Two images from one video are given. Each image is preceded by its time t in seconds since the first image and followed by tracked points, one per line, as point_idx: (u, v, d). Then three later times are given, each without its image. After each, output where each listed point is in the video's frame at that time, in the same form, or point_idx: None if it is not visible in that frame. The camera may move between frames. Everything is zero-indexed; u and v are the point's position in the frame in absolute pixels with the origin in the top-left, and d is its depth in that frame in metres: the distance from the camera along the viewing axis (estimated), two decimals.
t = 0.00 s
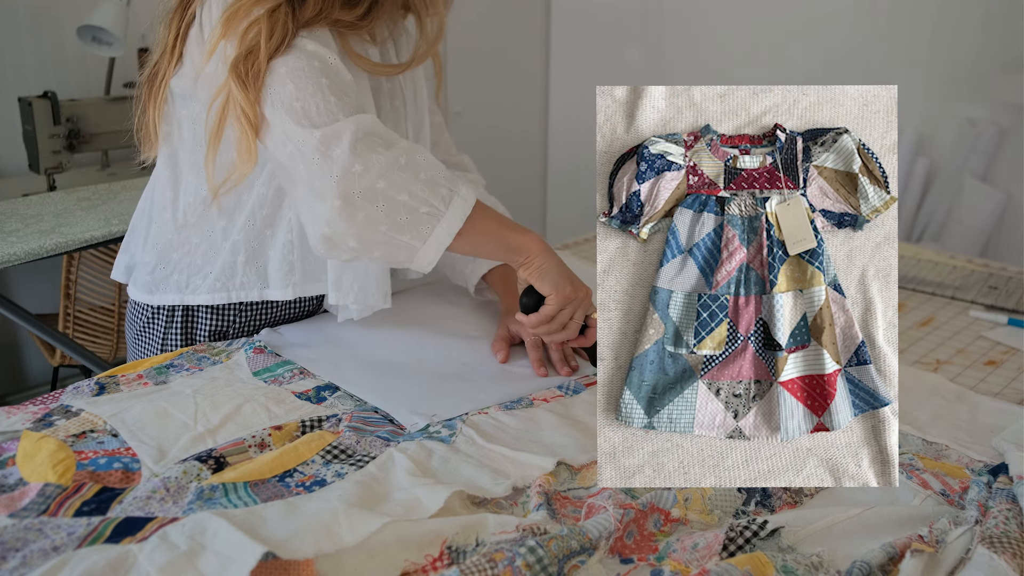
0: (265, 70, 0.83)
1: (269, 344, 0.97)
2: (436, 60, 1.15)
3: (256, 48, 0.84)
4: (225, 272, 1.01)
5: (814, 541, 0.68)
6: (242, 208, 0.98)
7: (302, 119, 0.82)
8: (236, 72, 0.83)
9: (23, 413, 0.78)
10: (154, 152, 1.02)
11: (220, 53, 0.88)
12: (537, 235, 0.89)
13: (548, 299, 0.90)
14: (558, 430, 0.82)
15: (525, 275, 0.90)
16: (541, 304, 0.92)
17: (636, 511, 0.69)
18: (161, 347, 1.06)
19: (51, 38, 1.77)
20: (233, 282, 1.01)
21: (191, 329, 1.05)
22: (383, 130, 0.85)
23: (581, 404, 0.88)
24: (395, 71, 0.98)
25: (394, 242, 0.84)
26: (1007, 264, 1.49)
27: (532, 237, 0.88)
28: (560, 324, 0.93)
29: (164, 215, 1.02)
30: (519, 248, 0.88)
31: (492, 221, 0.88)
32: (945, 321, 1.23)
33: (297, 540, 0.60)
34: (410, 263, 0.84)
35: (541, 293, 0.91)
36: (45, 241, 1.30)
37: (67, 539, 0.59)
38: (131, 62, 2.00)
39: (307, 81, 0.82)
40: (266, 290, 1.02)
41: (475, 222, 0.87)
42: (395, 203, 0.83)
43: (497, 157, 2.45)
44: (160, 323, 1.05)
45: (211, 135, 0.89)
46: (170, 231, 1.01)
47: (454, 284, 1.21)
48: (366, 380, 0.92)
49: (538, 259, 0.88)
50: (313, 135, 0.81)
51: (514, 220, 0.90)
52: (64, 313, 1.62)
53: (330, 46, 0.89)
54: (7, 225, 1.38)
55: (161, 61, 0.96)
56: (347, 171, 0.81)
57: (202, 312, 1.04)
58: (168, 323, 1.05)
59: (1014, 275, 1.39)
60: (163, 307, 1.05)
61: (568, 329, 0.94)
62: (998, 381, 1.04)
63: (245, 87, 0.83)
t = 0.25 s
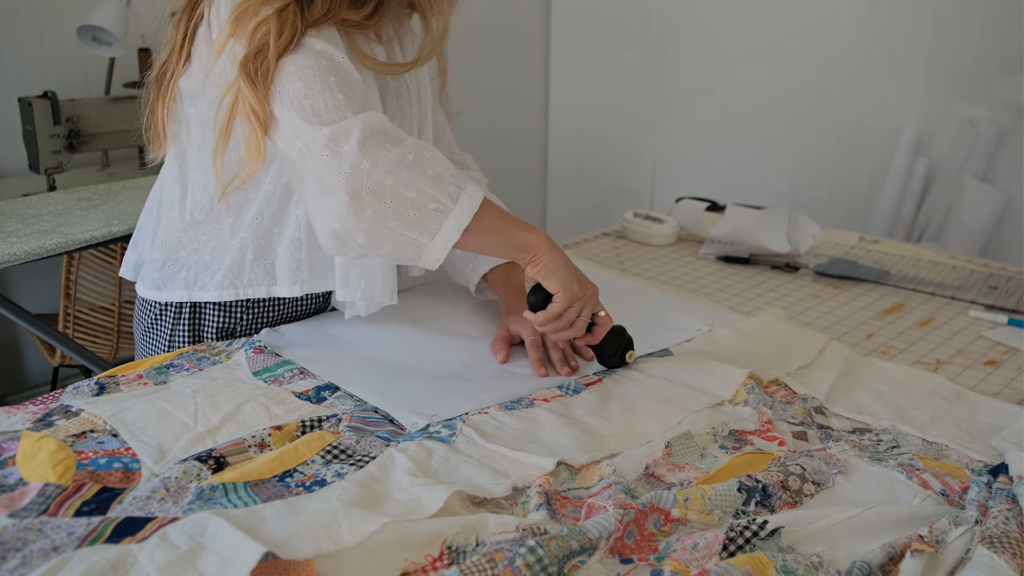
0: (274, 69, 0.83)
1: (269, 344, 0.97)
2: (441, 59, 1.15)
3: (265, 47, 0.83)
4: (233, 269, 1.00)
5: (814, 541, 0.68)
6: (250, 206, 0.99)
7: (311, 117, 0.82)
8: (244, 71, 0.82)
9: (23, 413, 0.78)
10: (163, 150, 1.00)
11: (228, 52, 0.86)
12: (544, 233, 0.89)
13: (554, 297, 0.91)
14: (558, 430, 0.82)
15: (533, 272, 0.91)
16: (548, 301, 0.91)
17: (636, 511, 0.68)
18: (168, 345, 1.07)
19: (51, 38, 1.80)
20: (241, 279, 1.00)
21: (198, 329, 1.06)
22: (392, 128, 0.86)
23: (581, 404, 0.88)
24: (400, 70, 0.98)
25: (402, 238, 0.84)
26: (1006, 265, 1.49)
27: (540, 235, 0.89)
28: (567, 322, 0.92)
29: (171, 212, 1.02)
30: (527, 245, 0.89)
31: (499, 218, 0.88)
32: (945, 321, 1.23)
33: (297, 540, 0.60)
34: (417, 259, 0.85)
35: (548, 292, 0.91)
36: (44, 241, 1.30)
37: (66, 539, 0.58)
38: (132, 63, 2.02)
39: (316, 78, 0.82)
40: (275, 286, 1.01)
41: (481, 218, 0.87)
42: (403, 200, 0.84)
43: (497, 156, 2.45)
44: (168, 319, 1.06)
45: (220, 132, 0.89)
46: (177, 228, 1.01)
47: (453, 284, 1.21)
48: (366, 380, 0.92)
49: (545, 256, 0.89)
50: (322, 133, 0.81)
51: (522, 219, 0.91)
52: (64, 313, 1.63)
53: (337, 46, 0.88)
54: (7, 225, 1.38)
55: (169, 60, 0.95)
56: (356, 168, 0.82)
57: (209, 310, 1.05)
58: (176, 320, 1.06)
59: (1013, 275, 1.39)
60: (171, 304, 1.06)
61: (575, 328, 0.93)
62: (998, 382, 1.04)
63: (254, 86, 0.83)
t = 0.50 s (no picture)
0: (280, 64, 0.83)
1: (269, 344, 0.97)
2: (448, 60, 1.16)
3: (271, 42, 0.83)
4: (240, 267, 1.00)
5: (814, 541, 0.68)
6: (256, 204, 0.99)
7: (315, 112, 0.82)
8: (250, 66, 0.83)
9: (23, 413, 0.78)
10: (171, 150, 1.00)
11: (234, 48, 0.87)
12: (544, 235, 0.89)
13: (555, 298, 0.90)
14: (558, 430, 0.82)
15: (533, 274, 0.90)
16: (549, 303, 0.91)
17: (636, 511, 0.68)
18: (175, 343, 1.07)
19: (50, 38, 1.80)
20: (248, 277, 1.01)
21: (204, 326, 1.06)
22: (395, 125, 0.86)
23: (581, 404, 0.88)
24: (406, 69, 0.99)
25: (403, 235, 0.85)
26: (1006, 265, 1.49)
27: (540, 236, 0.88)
28: (569, 323, 0.91)
29: (178, 210, 1.02)
30: (527, 246, 0.89)
31: (500, 218, 0.88)
32: (945, 321, 1.23)
33: (297, 540, 0.60)
34: (418, 256, 0.86)
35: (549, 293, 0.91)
36: (45, 241, 1.30)
37: (66, 539, 0.58)
38: (132, 63, 2.02)
39: (320, 74, 0.82)
40: (282, 284, 1.01)
41: (483, 217, 0.87)
42: (405, 196, 0.84)
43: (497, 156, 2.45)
44: (174, 318, 1.06)
45: (225, 128, 0.89)
46: (184, 226, 1.02)
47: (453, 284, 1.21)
48: (366, 379, 0.92)
49: (545, 257, 0.89)
50: (326, 128, 0.82)
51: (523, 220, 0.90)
52: (64, 313, 1.63)
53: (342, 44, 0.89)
54: (7, 225, 1.38)
55: (177, 57, 0.95)
56: (358, 164, 0.82)
57: (216, 308, 1.05)
58: (182, 318, 1.06)
59: (1013, 275, 1.39)
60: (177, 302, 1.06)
61: (577, 329, 0.93)
62: (998, 382, 1.04)
63: (259, 81, 0.83)
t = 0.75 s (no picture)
0: (291, 67, 0.83)
1: (269, 344, 0.97)
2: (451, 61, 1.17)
3: (282, 45, 0.83)
4: (245, 268, 1.00)
5: (814, 541, 0.68)
6: (263, 207, 0.99)
7: (328, 116, 0.82)
8: (262, 70, 0.83)
9: (23, 413, 0.78)
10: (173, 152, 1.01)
11: (244, 51, 0.87)
12: (555, 235, 0.89)
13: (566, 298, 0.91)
14: (557, 430, 0.82)
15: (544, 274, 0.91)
16: (560, 303, 0.91)
17: (636, 511, 0.68)
18: (180, 342, 1.08)
19: (50, 39, 1.80)
20: (253, 279, 1.01)
21: (210, 326, 1.07)
22: (408, 128, 0.86)
23: (581, 404, 0.88)
24: (413, 71, 0.99)
25: (417, 239, 0.85)
26: (1006, 265, 1.49)
27: (550, 237, 0.89)
28: (579, 323, 0.92)
29: (184, 211, 1.02)
30: (539, 247, 0.89)
31: (512, 220, 0.88)
32: (945, 321, 1.23)
33: (297, 540, 0.60)
34: (431, 259, 0.85)
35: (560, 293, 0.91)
36: (45, 241, 1.30)
37: (67, 539, 0.58)
38: (132, 63, 2.02)
39: (332, 78, 0.82)
40: (286, 288, 1.01)
41: (495, 220, 0.87)
42: (419, 200, 0.84)
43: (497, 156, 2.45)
44: (180, 318, 1.07)
45: (236, 131, 0.89)
46: (190, 227, 1.02)
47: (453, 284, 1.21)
48: (366, 379, 0.92)
49: (556, 258, 0.89)
50: (340, 133, 0.82)
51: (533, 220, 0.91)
52: (64, 313, 1.63)
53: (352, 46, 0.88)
54: (7, 225, 1.38)
55: (183, 58, 0.95)
56: (373, 169, 0.82)
57: (222, 310, 1.06)
58: (188, 318, 1.07)
59: (1013, 275, 1.39)
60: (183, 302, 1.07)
61: (588, 328, 0.94)
62: (998, 382, 1.04)
63: (272, 85, 0.83)
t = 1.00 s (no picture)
0: (308, 71, 0.85)
1: (269, 344, 0.97)
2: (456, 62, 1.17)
3: (299, 48, 0.85)
4: (251, 268, 1.01)
5: (814, 541, 0.68)
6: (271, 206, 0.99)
7: (347, 120, 0.84)
8: (279, 73, 0.85)
9: (23, 413, 0.78)
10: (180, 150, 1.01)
11: (257, 53, 0.89)
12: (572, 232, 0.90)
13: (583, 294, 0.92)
14: (557, 430, 0.82)
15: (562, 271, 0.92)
16: (577, 299, 0.93)
17: (636, 512, 0.68)
18: (183, 342, 1.08)
19: (51, 39, 1.80)
20: (259, 278, 1.01)
21: (213, 326, 1.07)
22: (427, 131, 0.87)
23: (581, 404, 0.88)
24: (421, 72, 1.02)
25: (438, 239, 0.86)
26: (1006, 265, 1.49)
27: (566, 234, 0.90)
28: (595, 317, 0.94)
29: (189, 211, 1.02)
30: (556, 244, 0.90)
31: (530, 218, 0.90)
32: (945, 321, 1.23)
33: (297, 540, 0.60)
34: (452, 259, 0.87)
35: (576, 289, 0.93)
36: (45, 241, 1.30)
37: (67, 539, 0.58)
38: (132, 63, 2.02)
39: (350, 82, 0.84)
40: (292, 286, 1.02)
41: (513, 218, 0.88)
42: (440, 202, 0.85)
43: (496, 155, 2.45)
44: (183, 318, 1.07)
45: (252, 134, 0.90)
46: (195, 227, 1.02)
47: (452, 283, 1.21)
48: (367, 379, 0.92)
49: (573, 256, 0.90)
50: (359, 137, 0.83)
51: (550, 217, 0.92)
52: (64, 313, 1.63)
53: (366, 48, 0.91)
54: (7, 225, 1.38)
55: (190, 59, 0.96)
56: (394, 171, 0.83)
57: (224, 308, 1.06)
58: (190, 318, 1.07)
59: (1013, 275, 1.39)
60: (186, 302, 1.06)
61: (604, 323, 0.95)
62: (998, 382, 1.04)
63: (290, 88, 0.85)
